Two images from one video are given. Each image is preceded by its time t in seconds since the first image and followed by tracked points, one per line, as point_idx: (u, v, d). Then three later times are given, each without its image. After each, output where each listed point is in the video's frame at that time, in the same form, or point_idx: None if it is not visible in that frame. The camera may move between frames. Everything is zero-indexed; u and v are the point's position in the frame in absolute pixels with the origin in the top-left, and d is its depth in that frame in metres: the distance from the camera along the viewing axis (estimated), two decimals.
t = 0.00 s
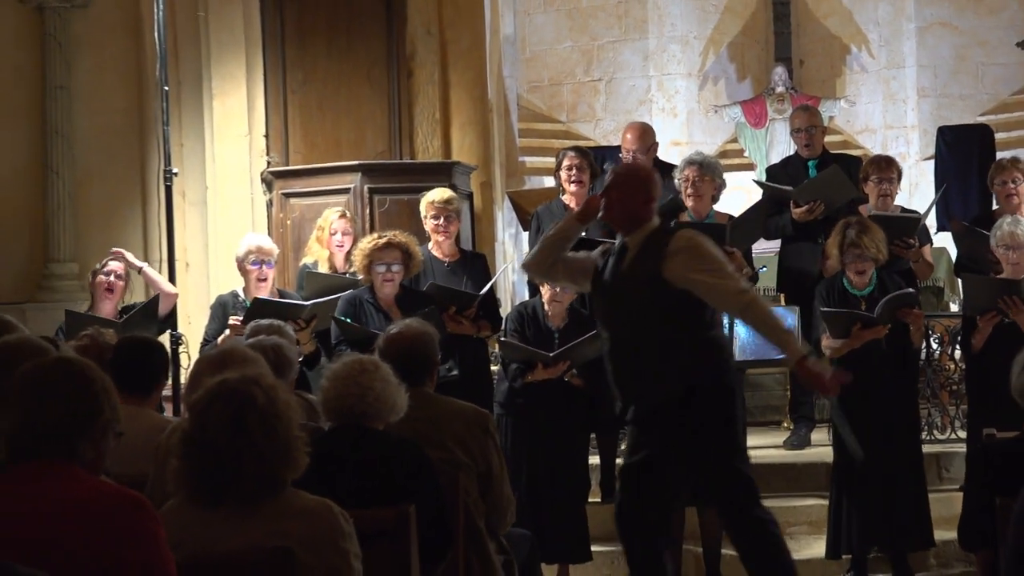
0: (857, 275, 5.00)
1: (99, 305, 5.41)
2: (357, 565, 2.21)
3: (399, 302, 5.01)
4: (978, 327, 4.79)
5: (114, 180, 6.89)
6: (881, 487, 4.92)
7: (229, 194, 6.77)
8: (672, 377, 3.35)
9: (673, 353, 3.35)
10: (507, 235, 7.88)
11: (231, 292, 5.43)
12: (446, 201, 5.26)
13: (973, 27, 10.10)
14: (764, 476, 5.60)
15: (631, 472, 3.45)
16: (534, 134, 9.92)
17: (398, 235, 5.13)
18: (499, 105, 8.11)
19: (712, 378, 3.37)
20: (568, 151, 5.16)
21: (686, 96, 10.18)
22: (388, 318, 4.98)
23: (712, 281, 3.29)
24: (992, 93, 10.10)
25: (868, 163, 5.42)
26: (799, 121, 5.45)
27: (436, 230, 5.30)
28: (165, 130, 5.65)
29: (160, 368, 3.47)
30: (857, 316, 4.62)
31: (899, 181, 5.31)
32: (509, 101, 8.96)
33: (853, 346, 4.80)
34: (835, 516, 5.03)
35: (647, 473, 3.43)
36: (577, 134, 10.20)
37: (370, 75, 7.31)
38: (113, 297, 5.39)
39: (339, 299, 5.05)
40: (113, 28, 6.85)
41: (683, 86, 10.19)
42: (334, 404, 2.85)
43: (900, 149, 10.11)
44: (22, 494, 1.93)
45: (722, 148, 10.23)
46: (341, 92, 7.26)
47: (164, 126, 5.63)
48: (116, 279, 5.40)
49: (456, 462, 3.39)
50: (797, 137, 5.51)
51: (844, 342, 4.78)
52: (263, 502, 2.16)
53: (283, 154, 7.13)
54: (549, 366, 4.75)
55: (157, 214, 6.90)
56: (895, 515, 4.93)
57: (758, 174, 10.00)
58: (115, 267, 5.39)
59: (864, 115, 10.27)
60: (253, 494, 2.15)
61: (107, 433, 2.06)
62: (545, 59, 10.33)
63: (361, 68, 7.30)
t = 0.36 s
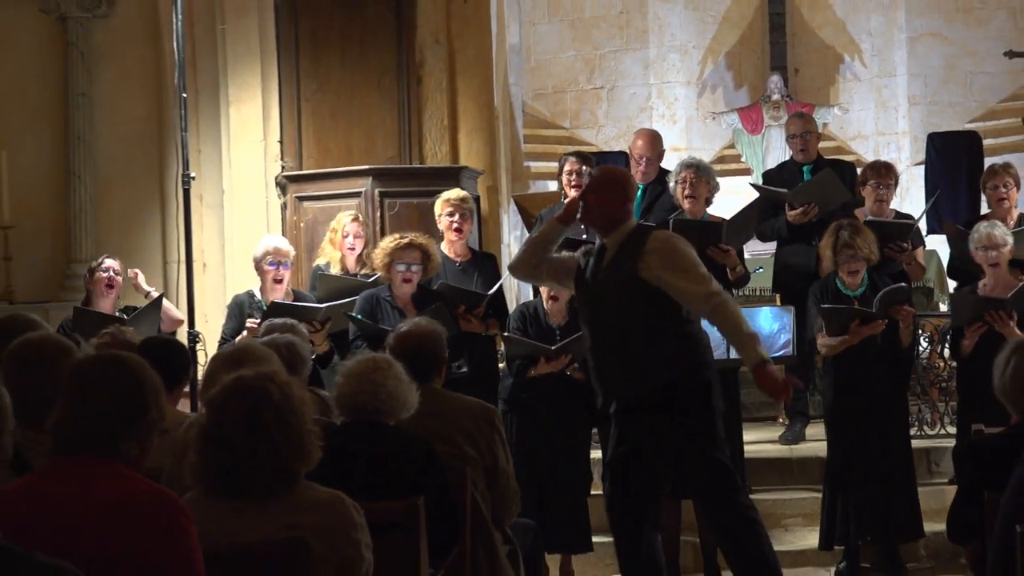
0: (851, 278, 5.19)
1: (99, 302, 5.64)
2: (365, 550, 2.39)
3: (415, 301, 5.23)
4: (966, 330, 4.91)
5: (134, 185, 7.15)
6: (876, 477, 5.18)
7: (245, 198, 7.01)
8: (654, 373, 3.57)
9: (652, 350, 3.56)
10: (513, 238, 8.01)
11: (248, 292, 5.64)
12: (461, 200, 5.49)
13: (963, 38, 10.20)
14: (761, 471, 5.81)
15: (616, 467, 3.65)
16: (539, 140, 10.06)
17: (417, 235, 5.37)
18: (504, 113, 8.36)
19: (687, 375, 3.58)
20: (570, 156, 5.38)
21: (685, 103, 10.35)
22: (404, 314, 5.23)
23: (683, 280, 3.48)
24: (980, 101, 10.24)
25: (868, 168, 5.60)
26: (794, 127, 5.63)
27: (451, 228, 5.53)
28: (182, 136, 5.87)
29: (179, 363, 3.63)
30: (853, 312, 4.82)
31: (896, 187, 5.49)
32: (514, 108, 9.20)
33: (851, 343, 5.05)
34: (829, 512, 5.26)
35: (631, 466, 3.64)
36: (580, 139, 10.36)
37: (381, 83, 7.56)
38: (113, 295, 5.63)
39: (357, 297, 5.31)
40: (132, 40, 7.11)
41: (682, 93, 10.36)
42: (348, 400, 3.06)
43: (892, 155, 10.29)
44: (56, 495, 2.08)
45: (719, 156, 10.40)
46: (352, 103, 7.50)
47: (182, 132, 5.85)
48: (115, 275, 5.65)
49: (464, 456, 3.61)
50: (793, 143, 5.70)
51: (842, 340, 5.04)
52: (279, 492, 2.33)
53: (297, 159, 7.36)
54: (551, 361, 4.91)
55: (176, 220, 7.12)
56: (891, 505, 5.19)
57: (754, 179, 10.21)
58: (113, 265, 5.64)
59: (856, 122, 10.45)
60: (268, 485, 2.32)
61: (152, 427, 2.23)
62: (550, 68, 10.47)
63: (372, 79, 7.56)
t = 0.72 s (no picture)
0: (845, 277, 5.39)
1: (107, 301, 5.85)
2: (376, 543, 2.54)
3: (432, 300, 5.50)
4: (950, 325, 5.18)
5: (153, 187, 7.37)
6: (875, 468, 5.40)
7: (260, 198, 7.23)
8: (653, 383, 3.76)
9: (653, 361, 3.77)
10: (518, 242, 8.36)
11: (264, 291, 5.87)
12: (481, 201, 5.72)
13: (954, 47, 10.47)
14: (757, 465, 6.02)
15: (615, 471, 3.81)
16: (544, 145, 10.24)
17: (435, 237, 5.61)
18: (510, 119, 8.61)
19: (684, 390, 3.76)
20: (570, 162, 5.59)
21: (685, 111, 10.62)
22: (420, 314, 5.51)
23: (683, 300, 3.69)
24: (971, 109, 10.45)
25: (860, 173, 5.76)
26: (790, 134, 5.81)
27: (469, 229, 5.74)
28: (199, 141, 6.09)
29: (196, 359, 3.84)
30: (856, 304, 5.01)
31: (887, 190, 5.67)
32: (519, 112, 9.66)
33: (851, 338, 5.26)
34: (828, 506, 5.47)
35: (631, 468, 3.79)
36: (583, 145, 10.55)
37: (393, 87, 7.78)
38: (121, 294, 5.84)
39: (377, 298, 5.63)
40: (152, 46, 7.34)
41: (682, 100, 10.63)
42: (361, 395, 3.26)
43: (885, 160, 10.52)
44: (86, 500, 2.16)
45: (718, 161, 10.61)
46: (363, 108, 7.70)
47: (199, 136, 6.07)
48: (121, 274, 5.84)
49: (469, 450, 3.83)
50: (788, 148, 5.85)
51: (845, 336, 5.25)
52: (293, 481, 2.48)
53: (309, 161, 7.47)
54: (550, 353, 5.19)
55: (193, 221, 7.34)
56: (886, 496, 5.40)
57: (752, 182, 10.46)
58: (118, 265, 5.83)
59: (851, 128, 10.67)
60: (284, 470, 2.48)
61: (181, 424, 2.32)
62: (554, 76, 10.53)
63: (381, 87, 7.77)
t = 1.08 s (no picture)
0: (836, 278, 5.57)
1: (138, 301, 6.06)
2: (384, 534, 2.61)
3: (444, 300, 5.77)
4: (935, 323, 5.48)
5: (168, 189, 7.61)
6: (863, 470, 5.60)
7: (273, 203, 7.49)
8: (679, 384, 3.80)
9: (691, 363, 3.78)
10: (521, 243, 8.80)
11: (276, 292, 6.06)
12: (497, 205, 5.99)
13: (943, 57, 11.37)
14: (752, 459, 6.23)
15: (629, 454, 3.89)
16: (546, 152, 11.01)
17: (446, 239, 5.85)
18: (515, 124, 8.86)
19: (714, 392, 3.80)
20: (570, 167, 5.77)
21: (684, 117, 11.36)
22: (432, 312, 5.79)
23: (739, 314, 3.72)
24: (961, 117, 11.34)
25: (850, 178, 5.96)
26: (785, 142, 5.99)
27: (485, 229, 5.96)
28: (214, 147, 6.31)
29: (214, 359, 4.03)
30: (846, 305, 5.20)
31: (876, 193, 5.87)
32: (524, 120, 9.90)
33: (842, 337, 5.39)
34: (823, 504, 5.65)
35: (640, 468, 3.87)
36: (586, 150, 11.31)
37: (403, 94, 8.06)
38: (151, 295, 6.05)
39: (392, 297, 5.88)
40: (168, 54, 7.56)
41: (681, 107, 11.37)
42: (375, 392, 3.49)
43: (877, 166, 11.41)
44: (98, 495, 2.24)
45: (713, 165, 11.48)
46: (373, 110, 7.96)
47: (214, 141, 6.30)
48: (151, 276, 6.05)
49: (478, 444, 4.02)
50: (783, 156, 6.06)
51: (834, 336, 5.40)
52: (307, 475, 2.57)
53: (321, 167, 7.83)
54: (545, 351, 5.41)
55: (208, 222, 7.54)
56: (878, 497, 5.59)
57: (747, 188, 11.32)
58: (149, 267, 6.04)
59: (844, 135, 11.59)
60: (296, 459, 2.57)
61: (189, 416, 2.38)
62: (558, 84, 11.42)
63: (392, 89, 8.03)
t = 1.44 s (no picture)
0: (827, 279, 5.78)
1: (176, 299, 6.34)
2: (392, 526, 2.80)
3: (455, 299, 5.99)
4: (922, 323, 5.72)
5: (182, 190, 7.91)
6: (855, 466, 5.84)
7: (286, 203, 7.97)
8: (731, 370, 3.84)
9: (742, 350, 3.83)
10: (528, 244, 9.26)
11: (289, 291, 6.28)
12: (510, 206, 6.13)
13: (935, 66, 12.31)
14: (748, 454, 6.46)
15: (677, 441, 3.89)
16: (550, 156, 12.09)
17: (457, 241, 6.08)
18: (519, 129, 9.14)
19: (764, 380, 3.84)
20: (574, 172, 6.02)
21: (682, 124, 12.49)
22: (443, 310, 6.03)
23: (789, 292, 3.82)
24: (950, 123, 12.28)
25: (838, 182, 6.17)
26: (782, 149, 6.19)
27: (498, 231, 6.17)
28: (229, 151, 6.53)
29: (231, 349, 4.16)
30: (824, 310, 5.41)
31: (862, 196, 6.06)
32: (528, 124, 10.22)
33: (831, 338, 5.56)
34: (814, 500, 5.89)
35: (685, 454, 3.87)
36: (587, 154, 12.46)
37: (411, 99, 8.23)
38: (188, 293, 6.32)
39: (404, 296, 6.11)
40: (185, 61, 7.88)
41: (680, 114, 12.50)
42: (386, 390, 3.69)
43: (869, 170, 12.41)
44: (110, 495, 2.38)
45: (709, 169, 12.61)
46: (383, 116, 8.15)
47: (229, 145, 6.52)
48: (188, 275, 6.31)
49: (483, 440, 4.24)
50: (780, 162, 6.25)
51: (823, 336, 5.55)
52: (319, 468, 2.76)
53: (332, 171, 8.08)
54: (547, 348, 5.59)
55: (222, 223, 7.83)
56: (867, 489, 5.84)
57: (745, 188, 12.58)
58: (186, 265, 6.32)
59: (837, 141, 12.71)
60: (310, 454, 2.75)
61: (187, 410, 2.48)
62: (561, 91, 12.64)
63: (401, 94, 8.20)
